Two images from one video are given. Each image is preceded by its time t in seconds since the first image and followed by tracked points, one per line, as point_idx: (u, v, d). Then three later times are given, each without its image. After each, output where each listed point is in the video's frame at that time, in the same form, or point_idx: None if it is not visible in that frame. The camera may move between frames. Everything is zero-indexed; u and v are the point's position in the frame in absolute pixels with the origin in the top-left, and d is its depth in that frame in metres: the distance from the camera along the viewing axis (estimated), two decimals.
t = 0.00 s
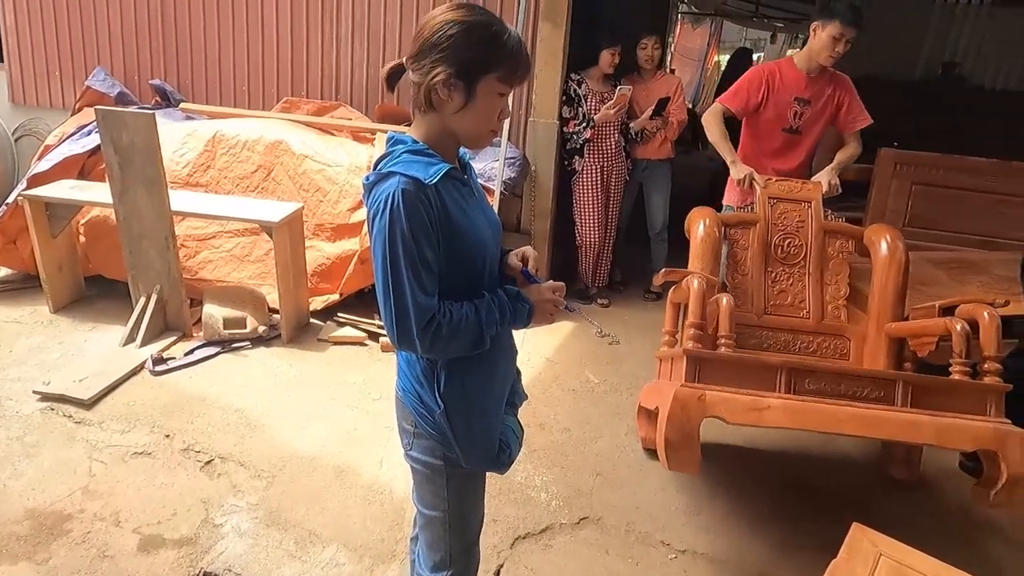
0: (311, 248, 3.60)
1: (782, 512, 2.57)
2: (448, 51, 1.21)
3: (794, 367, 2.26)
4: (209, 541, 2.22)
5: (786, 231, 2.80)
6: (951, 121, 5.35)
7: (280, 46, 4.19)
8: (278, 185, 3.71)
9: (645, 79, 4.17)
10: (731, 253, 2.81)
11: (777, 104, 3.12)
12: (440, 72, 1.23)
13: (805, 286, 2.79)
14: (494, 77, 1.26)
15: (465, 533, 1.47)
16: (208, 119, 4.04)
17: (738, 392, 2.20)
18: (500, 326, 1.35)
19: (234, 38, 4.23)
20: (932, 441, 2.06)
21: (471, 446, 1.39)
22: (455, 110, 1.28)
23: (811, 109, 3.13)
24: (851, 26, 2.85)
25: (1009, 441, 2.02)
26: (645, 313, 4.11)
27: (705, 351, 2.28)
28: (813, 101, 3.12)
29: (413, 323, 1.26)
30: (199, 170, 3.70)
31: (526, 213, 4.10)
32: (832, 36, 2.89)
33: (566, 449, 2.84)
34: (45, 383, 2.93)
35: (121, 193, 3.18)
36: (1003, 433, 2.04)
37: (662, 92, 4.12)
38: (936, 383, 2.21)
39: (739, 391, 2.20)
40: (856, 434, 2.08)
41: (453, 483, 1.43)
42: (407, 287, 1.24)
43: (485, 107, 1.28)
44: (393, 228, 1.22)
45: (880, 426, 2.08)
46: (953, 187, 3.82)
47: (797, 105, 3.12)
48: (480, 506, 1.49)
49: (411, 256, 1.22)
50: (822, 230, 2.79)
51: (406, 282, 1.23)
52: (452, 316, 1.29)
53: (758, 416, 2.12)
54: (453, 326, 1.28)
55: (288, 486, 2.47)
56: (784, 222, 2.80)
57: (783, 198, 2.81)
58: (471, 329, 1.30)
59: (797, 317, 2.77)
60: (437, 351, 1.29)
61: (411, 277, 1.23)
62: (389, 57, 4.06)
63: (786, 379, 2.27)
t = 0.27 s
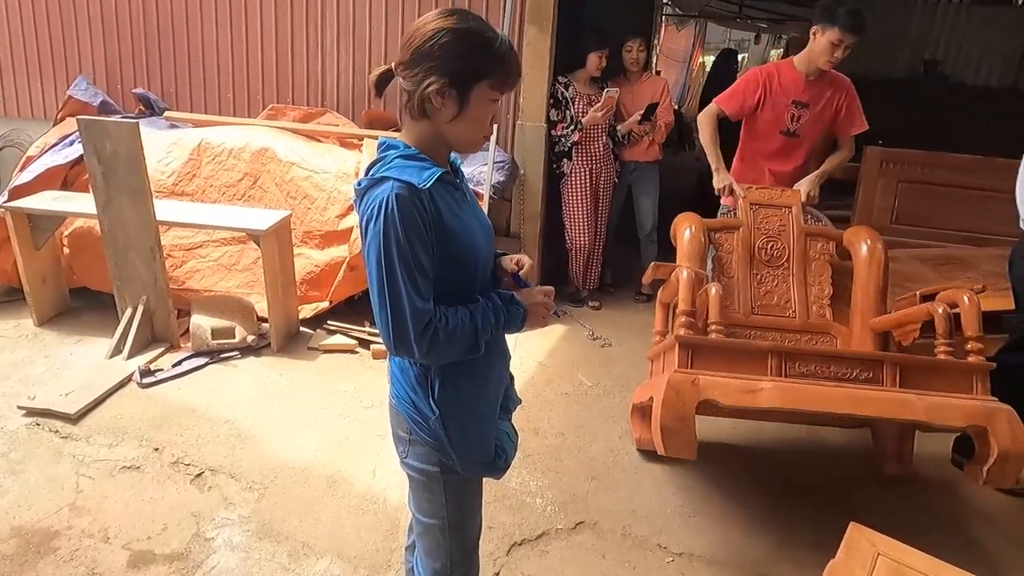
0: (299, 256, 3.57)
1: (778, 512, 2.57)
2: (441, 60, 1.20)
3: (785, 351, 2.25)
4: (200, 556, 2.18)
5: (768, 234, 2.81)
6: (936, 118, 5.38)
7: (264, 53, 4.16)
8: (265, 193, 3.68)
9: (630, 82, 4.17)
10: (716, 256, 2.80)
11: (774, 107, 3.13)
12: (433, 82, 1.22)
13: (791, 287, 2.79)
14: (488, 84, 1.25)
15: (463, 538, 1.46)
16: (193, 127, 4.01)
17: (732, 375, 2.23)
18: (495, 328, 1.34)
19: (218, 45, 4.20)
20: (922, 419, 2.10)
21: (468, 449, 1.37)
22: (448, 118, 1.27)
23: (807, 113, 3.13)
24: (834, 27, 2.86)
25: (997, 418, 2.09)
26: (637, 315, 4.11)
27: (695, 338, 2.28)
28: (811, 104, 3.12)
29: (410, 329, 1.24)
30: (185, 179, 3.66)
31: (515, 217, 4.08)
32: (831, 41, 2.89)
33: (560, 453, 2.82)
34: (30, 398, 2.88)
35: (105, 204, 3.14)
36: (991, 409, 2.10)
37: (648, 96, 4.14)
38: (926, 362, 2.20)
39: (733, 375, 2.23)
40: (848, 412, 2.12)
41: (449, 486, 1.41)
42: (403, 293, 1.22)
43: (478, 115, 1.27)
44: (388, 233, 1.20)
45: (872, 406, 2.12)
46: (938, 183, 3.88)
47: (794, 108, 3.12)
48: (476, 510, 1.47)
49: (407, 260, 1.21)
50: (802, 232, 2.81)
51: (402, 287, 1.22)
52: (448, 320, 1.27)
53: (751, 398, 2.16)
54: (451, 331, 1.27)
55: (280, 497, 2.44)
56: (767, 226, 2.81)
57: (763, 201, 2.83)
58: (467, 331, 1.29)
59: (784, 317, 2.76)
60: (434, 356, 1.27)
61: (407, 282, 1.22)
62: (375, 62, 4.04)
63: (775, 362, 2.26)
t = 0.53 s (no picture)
0: (278, 261, 3.51)
1: (764, 508, 2.58)
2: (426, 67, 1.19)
3: (764, 331, 2.27)
4: (181, 570, 2.13)
5: (741, 236, 2.84)
6: (910, 115, 5.46)
7: (239, 56, 4.10)
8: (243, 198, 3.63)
9: (611, 82, 4.18)
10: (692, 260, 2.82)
11: (751, 106, 3.15)
12: (418, 88, 1.21)
13: (766, 287, 2.80)
14: (472, 89, 1.25)
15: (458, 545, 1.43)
16: (167, 132, 3.94)
17: (714, 356, 2.27)
18: (483, 328, 1.33)
19: (191, 49, 4.13)
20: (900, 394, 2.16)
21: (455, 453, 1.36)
22: (432, 123, 1.27)
23: (782, 112, 3.16)
24: (804, 26, 2.88)
25: (970, 392, 2.16)
26: (619, 314, 4.11)
27: (676, 322, 2.32)
28: (786, 103, 3.15)
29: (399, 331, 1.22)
30: (159, 185, 3.60)
31: (496, 219, 4.06)
32: (805, 41, 2.90)
33: (545, 455, 2.81)
34: (2, 412, 2.81)
35: (77, 212, 3.07)
36: (964, 383, 2.18)
37: (628, 96, 4.14)
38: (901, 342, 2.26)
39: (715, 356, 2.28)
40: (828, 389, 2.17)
41: (441, 493, 1.39)
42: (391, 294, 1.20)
43: (465, 119, 1.27)
44: (375, 234, 1.18)
45: (852, 383, 2.18)
46: (914, 179, 3.97)
47: (769, 107, 3.15)
48: (470, 518, 1.44)
49: (395, 261, 1.19)
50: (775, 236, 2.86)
51: (391, 288, 1.20)
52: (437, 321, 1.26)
53: (733, 376, 2.20)
54: (440, 331, 1.26)
55: (263, 507, 2.40)
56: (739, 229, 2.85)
57: (735, 206, 2.87)
58: (455, 332, 1.28)
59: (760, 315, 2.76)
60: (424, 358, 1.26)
61: (394, 283, 1.20)
62: (352, 65, 4.00)
63: (755, 343, 2.28)
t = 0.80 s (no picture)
0: (249, 268, 3.45)
1: (741, 504, 2.59)
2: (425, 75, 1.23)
3: (734, 317, 2.29)
4: None
5: (708, 240, 2.90)
6: (875, 113, 5.56)
7: (204, 61, 4.03)
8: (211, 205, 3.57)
9: (583, 84, 4.19)
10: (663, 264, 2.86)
11: (704, 104, 3.19)
12: (416, 95, 1.25)
13: (733, 288, 2.86)
14: (469, 99, 1.29)
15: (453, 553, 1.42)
16: (131, 138, 3.86)
17: (686, 342, 2.29)
18: (470, 343, 1.32)
19: (154, 54, 4.05)
20: (867, 370, 2.21)
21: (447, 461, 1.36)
22: (427, 129, 1.30)
23: (735, 108, 3.20)
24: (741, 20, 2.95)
25: (933, 370, 2.20)
26: (595, 314, 4.12)
27: (648, 309, 2.34)
28: (738, 100, 3.19)
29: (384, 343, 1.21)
30: (124, 193, 3.52)
31: (469, 221, 4.05)
32: (746, 33, 2.95)
33: (524, 458, 2.80)
34: None
35: (37, 222, 2.99)
36: (926, 361, 2.23)
37: (599, 97, 4.15)
38: (865, 325, 2.29)
39: (686, 341, 2.30)
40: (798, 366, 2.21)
41: (436, 502, 1.39)
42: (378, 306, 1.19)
43: (459, 128, 1.32)
44: (364, 244, 1.17)
45: (819, 361, 2.23)
46: (880, 173, 4.12)
47: (722, 104, 3.19)
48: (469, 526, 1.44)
49: (382, 273, 1.18)
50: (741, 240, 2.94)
51: (378, 300, 1.19)
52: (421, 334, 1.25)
53: (705, 360, 2.23)
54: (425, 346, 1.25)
55: (237, 520, 2.35)
56: (706, 236, 2.91)
57: (701, 212, 2.94)
58: (441, 347, 1.27)
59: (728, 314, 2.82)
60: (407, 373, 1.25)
61: (383, 295, 1.19)
62: (321, 68, 3.95)
63: (726, 328, 2.30)
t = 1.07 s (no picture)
0: (209, 279, 3.38)
1: (711, 500, 2.61)
2: (417, 87, 1.26)
3: (693, 307, 2.38)
4: None
5: (667, 245, 2.96)
6: (831, 111, 5.68)
7: (157, 68, 3.93)
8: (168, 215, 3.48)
9: (546, 86, 4.19)
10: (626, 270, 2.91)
11: (651, 105, 3.41)
12: (410, 103, 1.27)
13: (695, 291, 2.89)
14: (462, 109, 1.32)
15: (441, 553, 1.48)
16: (83, 149, 3.75)
17: (648, 331, 2.37)
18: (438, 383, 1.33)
19: (105, 62, 3.94)
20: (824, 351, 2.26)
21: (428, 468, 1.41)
22: (418, 136, 1.33)
23: (682, 108, 3.41)
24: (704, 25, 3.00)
25: (887, 351, 2.27)
26: (563, 316, 4.13)
27: (611, 302, 2.42)
28: (683, 98, 3.40)
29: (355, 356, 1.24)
30: (77, 206, 3.42)
31: (435, 225, 4.03)
32: (680, 31, 3.16)
33: (495, 463, 2.79)
34: None
35: None
36: (879, 343, 2.29)
37: (563, 100, 4.15)
38: (818, 310, 2.38)
39: (649, 331, 2.38)
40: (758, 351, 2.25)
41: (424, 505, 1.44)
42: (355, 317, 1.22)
43: (450, 140, 1.35)
44: (345, 253, 1.20)
45: (777, 345, 2.28)
46: (840, 171, 4.29)
47: (668, 104, 3.41)
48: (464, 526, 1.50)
49: (360, 284, 1.21)
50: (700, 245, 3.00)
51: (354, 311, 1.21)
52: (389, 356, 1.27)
53: (667, 348, 2.29)
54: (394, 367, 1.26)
55: (201, 538, 2.29)
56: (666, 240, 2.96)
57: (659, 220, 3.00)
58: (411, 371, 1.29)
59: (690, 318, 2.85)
60: (372, 395, 1.26)
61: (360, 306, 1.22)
62: (278, 73, 3.87)
63: (686, 317, 2.38)
